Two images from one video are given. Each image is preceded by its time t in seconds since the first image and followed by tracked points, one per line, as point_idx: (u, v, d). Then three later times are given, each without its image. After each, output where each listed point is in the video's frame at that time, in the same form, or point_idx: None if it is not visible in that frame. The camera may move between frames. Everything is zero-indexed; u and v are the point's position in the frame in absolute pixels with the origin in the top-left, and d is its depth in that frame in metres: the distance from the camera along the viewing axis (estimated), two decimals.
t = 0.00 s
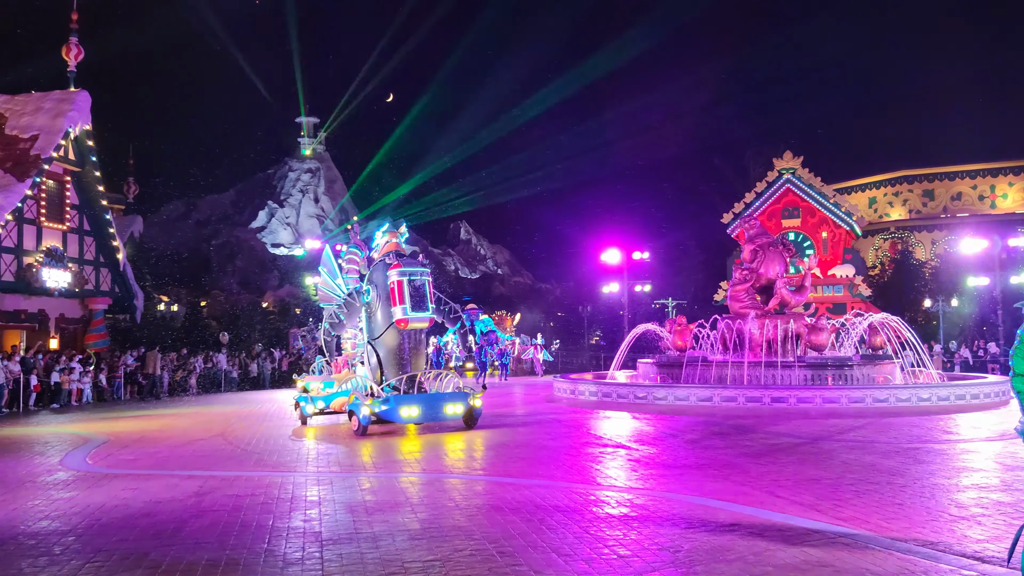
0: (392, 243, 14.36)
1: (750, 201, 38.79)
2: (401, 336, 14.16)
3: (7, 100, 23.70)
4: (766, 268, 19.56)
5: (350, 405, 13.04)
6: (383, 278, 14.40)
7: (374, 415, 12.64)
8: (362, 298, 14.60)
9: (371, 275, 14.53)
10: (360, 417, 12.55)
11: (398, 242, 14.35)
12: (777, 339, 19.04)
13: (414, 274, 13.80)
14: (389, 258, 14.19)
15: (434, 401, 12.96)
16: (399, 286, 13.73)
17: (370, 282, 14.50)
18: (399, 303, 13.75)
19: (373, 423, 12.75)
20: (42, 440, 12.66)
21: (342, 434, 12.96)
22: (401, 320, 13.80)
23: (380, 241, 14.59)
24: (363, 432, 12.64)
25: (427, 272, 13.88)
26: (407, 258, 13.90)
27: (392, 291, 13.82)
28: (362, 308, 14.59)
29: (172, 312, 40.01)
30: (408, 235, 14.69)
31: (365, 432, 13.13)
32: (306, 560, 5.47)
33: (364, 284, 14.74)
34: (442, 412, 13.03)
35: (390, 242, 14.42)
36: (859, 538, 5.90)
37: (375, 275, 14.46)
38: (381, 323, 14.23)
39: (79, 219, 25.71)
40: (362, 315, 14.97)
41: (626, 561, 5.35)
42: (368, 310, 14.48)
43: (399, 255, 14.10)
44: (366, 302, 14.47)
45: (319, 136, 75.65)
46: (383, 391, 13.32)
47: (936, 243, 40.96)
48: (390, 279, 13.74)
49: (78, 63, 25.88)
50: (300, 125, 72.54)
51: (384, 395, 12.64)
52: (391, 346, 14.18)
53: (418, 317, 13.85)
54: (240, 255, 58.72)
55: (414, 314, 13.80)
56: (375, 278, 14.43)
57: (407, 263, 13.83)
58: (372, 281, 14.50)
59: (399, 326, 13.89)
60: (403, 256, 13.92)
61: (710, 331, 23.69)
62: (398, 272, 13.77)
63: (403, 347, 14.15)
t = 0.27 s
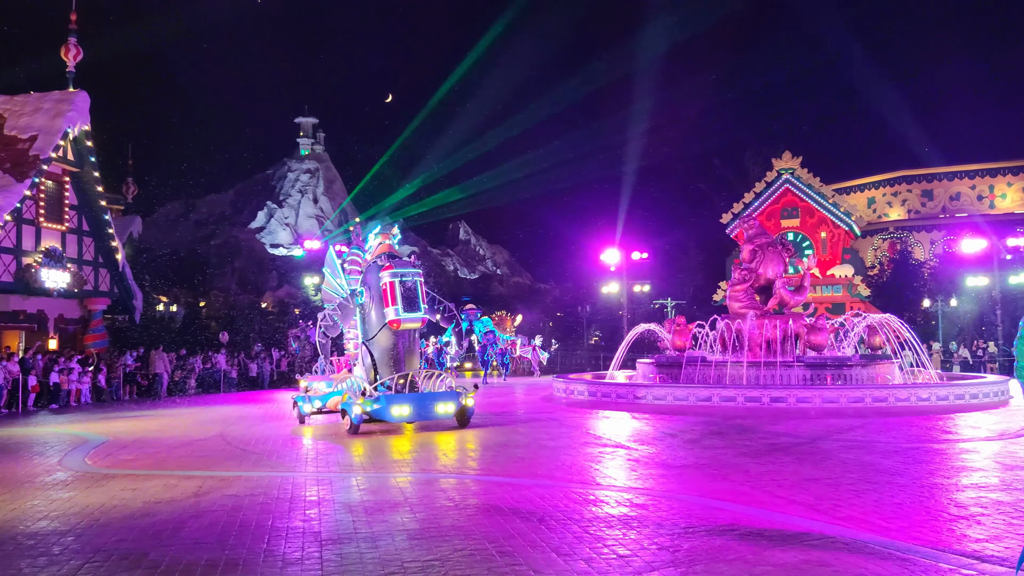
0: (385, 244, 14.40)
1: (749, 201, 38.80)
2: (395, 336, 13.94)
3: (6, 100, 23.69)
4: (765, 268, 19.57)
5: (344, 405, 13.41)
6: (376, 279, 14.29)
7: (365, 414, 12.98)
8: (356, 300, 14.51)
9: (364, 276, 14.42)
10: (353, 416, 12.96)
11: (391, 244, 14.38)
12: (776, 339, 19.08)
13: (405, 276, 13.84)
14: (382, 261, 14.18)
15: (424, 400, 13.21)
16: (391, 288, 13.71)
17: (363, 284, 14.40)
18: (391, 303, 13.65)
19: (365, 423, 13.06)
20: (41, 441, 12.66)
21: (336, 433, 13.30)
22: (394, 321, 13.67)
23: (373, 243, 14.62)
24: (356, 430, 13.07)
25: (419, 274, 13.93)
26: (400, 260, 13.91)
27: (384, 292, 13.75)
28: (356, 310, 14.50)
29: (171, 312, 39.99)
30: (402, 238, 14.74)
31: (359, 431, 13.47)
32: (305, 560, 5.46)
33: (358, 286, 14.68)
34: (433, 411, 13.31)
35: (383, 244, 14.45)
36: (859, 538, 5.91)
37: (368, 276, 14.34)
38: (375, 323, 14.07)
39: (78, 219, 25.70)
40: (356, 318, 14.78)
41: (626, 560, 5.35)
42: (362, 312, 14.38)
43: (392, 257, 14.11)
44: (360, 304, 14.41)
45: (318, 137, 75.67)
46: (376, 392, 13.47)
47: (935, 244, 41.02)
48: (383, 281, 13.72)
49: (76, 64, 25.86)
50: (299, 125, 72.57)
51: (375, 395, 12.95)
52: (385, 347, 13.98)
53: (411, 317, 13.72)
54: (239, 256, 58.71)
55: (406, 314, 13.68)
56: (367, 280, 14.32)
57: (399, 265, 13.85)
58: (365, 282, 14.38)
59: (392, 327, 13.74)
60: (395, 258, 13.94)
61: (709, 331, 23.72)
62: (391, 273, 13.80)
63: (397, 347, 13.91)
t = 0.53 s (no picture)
0: (378, 245, 14.38)
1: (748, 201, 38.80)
2: (390, 336, 13.92)
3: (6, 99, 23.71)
4: (765, 267, 19.59)
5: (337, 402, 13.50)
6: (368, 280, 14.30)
7: (358, 412, 13.06)
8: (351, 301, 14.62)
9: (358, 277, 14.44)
10: (345, 414, 13.08)
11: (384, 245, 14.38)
12: (775, 338, 19.11)
13: (398, 275, 13.80)
14: (374, 262, 14.16)
15: (415, 399, 13.23)
16: (384, 288, 13.72)
17: (358, 285, 14.44)
18: (384, 304, 13.67)
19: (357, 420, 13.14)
20: (42, 439, 12.69)
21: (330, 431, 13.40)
22: (387, 321, 13.69)
23: (366, 244, 14.62)
24: (349, 429, 13.18)
25: (411, 274, 13.88)
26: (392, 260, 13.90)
27: (377, 293, 13.78)
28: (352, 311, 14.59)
29: (170, 311, 40.01)
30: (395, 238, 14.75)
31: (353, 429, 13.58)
32: (305, 559, 5.46)
33: (352, 286, 14.72)
34: (426, 410, 13.33)
35: (377, 244, 14.44)
36: (858, 537, 5.91)
37: (361, 277, 14.35)
38: (370, 323, 14.07)
39: (77, 218, 25.68)
40: (352, 318, 14.79)
41: (626, 560, 5.35)
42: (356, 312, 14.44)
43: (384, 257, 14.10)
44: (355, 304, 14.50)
45: (317, 136, 75.65)
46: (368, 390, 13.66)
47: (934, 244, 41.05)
48: (377, 283, 13.80)
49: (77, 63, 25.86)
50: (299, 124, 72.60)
51: (367, 395, 13.02)
52: (380, 346, 13.97)
53: (404, 316, 13.72)
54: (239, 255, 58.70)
55: (399, 314, 13.68)
56: (362, 281, 14.31)
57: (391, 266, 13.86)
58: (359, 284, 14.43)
59: (386, 327, 13.77)
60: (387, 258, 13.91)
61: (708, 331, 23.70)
62: (383, 274, 13.80)
63: (391, 346, 13.87)
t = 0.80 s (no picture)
0: (372, 245, 14.46)
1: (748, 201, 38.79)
2: (385, 335, 13.92)
3: (5, 99, 23.72)
4: (764, 267, 19.62)
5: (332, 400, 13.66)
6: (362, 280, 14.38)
7: (351, 410, 13.20)
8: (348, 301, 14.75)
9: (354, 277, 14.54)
10: (338, 412, 13.19)
11: (378, 245, 14.46)
12: (774, 338, 19.12)
13: (391, 276, 13.91)
14: (367, 263, 14.22)
15: (408, 396, 13.32)
16: (378, 288, 13.80)
17: (353, 286, 14.54)
18: (378, 304, 13.73)
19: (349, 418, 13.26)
20: (42, 439, 12.67)
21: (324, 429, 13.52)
22: (381, 321, 13.71)
23: (361, 245, 14.71)
24: (342, 426, 13.27)
25: (404, 274, 13.99)
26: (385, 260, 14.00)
27: (372, 293, 13.86)
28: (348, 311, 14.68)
29: (170, 311, 40.01)
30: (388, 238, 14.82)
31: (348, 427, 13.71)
32: (305, 559, 5.47)
33: (348, 286, 14.83)
34: (419, 409, 13.39)
35: (371, 245, 14.52)
36: (858, 537, 5.92)
37: (356, 278, 14.44)
38: (365, 322, 14.10)
39: (76, 218, 25.66)
40: (347, 319, 14.94)
41: (626, 559, 5.35)
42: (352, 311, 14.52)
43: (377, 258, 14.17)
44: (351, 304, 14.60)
45: (317, 136, 75.65)
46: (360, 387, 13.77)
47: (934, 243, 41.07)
48: (370, 284, 13.90)
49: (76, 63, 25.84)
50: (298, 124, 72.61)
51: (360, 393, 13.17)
52: (374, 345, 13.97)
53: (398, 316, 13.76)
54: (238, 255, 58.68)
55: (392, 314, 13.73)
56: (356, 282, 14.39)
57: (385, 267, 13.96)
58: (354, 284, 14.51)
59: (380, 327, 13.77)
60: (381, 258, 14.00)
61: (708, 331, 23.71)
62: (376, 275, 13.90)
63: (386, 346, 13.87)
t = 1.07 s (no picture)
0: (367, 246, 14.50)
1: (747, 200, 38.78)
2: (380, 336, 13.91)
3: (5, 98, 23.72)
4: (764, 267, 19.62)
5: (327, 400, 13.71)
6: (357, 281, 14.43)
7: (344, 409, 13.21)
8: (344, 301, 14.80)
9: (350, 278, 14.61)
10: (332, 411, 13.23)
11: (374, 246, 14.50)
12: (774, 338, 19.13)
13: (384, 277, 13.96)
14: (362, 264, 14.27)
15: (400, 395, 13.25)
16: (371, 289, 13.88)
17: (348, 286, 14.59)
18: (373, 305, 13.81)
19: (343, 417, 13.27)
20: (40, 439, 12.62)
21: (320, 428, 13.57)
22: (376, 321, 13.77)
23: (356, 246, 14.75)
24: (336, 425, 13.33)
25: (398, 275, 14.08)
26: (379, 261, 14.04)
27: (366, 294, 13.94)
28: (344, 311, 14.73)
29: (169, 311, 39.99)
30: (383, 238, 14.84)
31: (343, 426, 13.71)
32: (305, 558, 5.46)
33: (344, 287, 14.89)
34: (412, 407, 13.27)
35: (367, 246, 14.56)
36: (857, 536, 5.92)
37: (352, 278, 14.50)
38: (360, 322, 14.12)
39: (75, 218, 25.64)
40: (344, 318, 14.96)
41: (626, 559, 5.35)
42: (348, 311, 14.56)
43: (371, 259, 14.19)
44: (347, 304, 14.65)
45: (316, 135, 75.63)
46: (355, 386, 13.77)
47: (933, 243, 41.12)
48: (364, 284, 13.95)
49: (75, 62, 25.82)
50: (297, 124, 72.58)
51: (352, 392, 13.18)
52: (369, 345, 13.99)
53: (392, 316, 13.86)
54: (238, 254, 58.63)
55: (387, 314, 13.82)
56: (352, 283, 14.47)
57: (379, 267, 14.00)
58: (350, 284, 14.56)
59: (374, 327, 13.84)
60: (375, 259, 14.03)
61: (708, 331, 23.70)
62: (371, 276, 13.96)
63: (382, 346, 13.88)
